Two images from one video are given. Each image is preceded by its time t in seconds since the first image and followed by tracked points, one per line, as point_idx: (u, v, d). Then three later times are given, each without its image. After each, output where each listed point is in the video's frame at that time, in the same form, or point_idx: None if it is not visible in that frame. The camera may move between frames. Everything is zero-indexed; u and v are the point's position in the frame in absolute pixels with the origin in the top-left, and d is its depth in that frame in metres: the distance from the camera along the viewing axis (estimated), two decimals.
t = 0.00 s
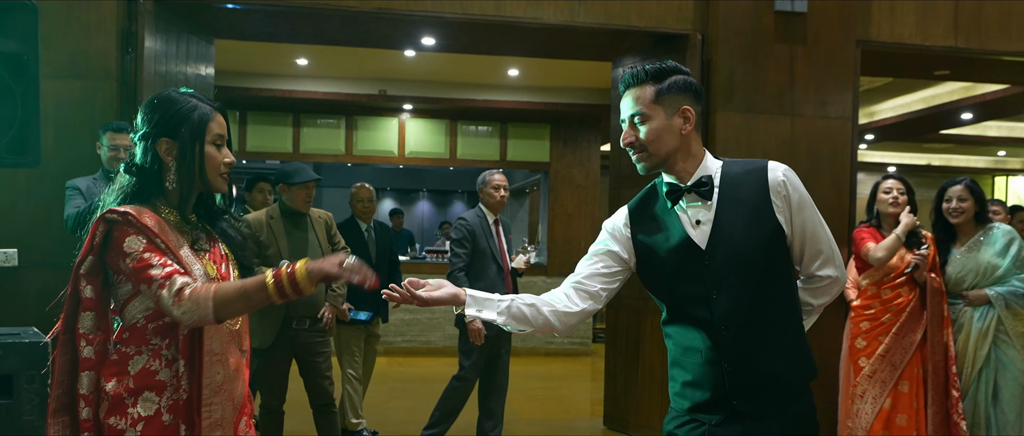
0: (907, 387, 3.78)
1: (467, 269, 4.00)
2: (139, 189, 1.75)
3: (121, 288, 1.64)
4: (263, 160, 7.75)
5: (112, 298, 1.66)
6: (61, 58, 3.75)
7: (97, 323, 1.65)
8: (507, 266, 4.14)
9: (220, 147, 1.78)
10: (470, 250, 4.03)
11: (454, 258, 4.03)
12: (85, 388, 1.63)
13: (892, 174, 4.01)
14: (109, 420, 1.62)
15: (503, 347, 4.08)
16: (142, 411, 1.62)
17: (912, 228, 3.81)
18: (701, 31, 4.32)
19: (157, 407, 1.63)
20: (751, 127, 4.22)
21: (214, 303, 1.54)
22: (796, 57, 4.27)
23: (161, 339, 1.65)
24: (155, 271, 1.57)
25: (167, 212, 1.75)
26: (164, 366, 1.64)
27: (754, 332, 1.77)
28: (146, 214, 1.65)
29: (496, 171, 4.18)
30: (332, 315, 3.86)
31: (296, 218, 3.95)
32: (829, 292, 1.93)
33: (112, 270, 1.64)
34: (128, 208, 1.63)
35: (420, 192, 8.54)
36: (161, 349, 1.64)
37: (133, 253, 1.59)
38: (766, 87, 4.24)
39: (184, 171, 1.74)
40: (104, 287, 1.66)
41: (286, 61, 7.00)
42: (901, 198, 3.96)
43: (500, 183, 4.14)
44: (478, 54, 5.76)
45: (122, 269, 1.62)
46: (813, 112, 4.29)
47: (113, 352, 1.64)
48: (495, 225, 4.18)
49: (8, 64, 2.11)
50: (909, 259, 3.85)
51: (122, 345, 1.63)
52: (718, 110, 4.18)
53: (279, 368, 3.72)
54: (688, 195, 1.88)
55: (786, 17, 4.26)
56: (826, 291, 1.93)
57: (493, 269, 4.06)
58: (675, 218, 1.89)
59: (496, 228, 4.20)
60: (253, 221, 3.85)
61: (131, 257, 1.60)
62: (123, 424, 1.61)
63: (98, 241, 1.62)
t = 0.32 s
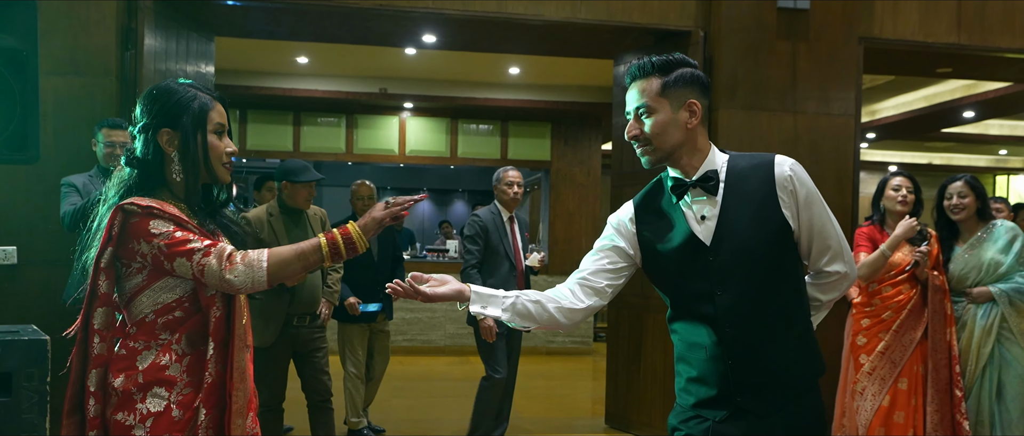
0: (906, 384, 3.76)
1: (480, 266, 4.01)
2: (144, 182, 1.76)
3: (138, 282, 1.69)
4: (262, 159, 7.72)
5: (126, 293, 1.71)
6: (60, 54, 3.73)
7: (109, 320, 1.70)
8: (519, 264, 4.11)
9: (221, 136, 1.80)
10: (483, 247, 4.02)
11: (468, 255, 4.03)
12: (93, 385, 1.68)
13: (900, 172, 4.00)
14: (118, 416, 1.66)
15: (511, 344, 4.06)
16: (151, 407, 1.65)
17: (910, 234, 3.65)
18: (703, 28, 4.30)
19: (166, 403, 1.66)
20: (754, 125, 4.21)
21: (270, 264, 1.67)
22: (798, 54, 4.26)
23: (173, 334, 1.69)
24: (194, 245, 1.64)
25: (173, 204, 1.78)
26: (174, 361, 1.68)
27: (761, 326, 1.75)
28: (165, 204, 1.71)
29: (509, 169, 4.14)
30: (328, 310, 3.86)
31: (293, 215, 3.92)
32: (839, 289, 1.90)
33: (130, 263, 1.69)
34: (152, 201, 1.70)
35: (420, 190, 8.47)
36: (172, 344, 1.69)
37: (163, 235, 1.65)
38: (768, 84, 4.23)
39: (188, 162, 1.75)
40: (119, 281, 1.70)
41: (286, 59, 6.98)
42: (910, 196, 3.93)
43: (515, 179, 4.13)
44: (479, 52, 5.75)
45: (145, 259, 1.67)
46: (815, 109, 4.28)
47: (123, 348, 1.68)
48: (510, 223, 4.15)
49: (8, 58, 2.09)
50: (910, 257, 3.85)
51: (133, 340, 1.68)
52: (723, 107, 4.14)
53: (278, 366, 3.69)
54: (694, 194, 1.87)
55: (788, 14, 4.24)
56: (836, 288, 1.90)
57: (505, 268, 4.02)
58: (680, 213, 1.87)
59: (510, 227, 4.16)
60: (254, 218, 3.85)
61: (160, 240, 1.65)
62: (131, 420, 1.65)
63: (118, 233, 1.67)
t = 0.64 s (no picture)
0: (910, 384, 3.75)
1: (491, 267, 3.98)
2: (145, 179, 1.75)
3: (146, 283, 1.67)
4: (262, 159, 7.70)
5: (134, 294, 1.68)
6: (59, 53, 3.71)
7: (117, 320, 1.67)
8: (532, 265, 4.09)
9: (222, 133, 1.79)
10: (494, 248, 4.00)
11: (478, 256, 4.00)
12: (100, 387, 1.65)
13: (907, 171, 3.98)
14: (121, 418, 1.65)
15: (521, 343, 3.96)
16: (155, 408, 1.64)
17: (910, 258, 3.64)
18: (705, 26, 4.29)
19: (170, 405, 1.65)
20: (757, 123, 4.19)
21: (294, 266, 1.70)
22: (801, 52, 4.24)
23: (180, 335, 1.68)
24: (215, 244, 1.65)
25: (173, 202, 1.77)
26: (179, 362, 1.66)
27: (770, 326, 1.73)
28: (179, 204, 1.70)
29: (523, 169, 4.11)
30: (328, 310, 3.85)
31: (293, 215, 3.90)
32: (849, 289, 1.88)
33: (140, 263, 1.68)
34: (169, 203, 1.68)
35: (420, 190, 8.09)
36: (176, 346, 1.67)
37: (181, 236, 1.64)
38: (771, 82, 4.21)
39: (188, 158, 1.75)
40: (128, 281, 1.68)
41: (286, 58, 6.96)
42: (916, 196, 3.93)
43: (528, 179, 4.09)
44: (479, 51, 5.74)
45: (158, 259, 1.66)
46: (818, 108, 4.26)
47: (126, 349, 1.66)
48: (523, 223, 4.11)
49: (6, 58, 2.07)
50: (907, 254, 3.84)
51: (136, 342, 1.66)
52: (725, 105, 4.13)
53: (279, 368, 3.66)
54: (704, 192, 1.83)
55: (791, 12, 4.22)
56: (847, 288, 1.87)
57: (516, 270, 4.00)
58: (688, 213, 1.85)
59: (524, 227, 4.12)
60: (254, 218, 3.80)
61: (177, 239, 1.64)
62: (135, 422, 1.64)
63: (130, 233, 1.65)
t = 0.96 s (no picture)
0: (913, 383, 3.73)
1: (500, 271, 3.95)
2: (144, 178, 1.74)
3: (144, 283, 1.67)
4: (260, 157, 7.67)
5: (132, 295, 1.67)
6: (55, 51, 3.69)
7: (112, 320, 1.65)
8: (544, 267, 4.04)
9: (221, 130, 1.79)
10: (503, 251, 3.96)
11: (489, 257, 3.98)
12: (94, 389, 1.61)
13: (910, 170, 3.96)
14: (113, 420, 1.63)
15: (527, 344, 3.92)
16: (148, 410, 1.63)
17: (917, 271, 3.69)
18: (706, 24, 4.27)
19: (163, 407, 1.63)
20: (759, 122, 4.18)
21: (299, 275, 1.72)
22: (802, 51, 4.23)
23: (177, 337, 1.67)
24: (219, 249, 1.66)
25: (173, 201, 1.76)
26: (173, 364, 1.65)
27: (781, 327, 1.69)
28: (182, 207, 1.71)
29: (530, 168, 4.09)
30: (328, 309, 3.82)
31: (293, 214, 3.88)
32: (859, 290, 1.87)
33: (139, 264, 1.67)
34: (172, 206, 1.68)
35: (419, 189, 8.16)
36: (171, 348, 1.66)
37: (184, 239, 1.65)
38: (771, 81, 4.20)
39: (187, 156, 1.74)
40: (126, 282, 1.67)
41: (285, 57, 6.95)
42: (919, 195, 3.91)
43: (535, 180, 4.07)
44: (478, 49, 5.72)
45: (158, 260, 1.66)
46: (819, 106, 4.25)
47: (120, 350, 1.64)
48: (532, 224, 4.09)
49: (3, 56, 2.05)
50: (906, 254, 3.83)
51: (131, 343, 1.64)
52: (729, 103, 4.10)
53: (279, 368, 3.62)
54: (711, 192, 1.82)
55: (791, 10, 4.22)
56: (857, 288, 1.86)
57: (527, 273, 3.94)
58: (696, 212, 1.82)
59: (533, 228, 4.10)
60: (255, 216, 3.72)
61: (180, 243, 1.64)
62: (127, 424, 1.62)
63: (130, 234, 1.64)
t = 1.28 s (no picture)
0: (914, 383, 3.72)
1: (509, 270, 3.91)
2: (141, 175, 1.72)
3: (138, 284, 1.63)
4: (255, 156, 7.63)
5: (126, 295, 1.64)
6: (49, 49, 3.65)
7: (105, 320, 1.61)
8: (553, 264, 4.02)
9: (219, 128, 1.78)
10: (511, 249, 3.92)
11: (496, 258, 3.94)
12: (85, 391, 1.58)
13: (910, 168, 3.92)
14: (103, 423, 1.59)
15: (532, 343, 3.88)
16: (139, 414, 1.60)
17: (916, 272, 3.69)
18: (703, 22, 4.25)
19: (156, 411, 1.60)
20: (758, 120, 4.16)
21: (299, 279, 1.70)
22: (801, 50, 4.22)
23: (172, 340, 1.64)
24: (218, 251, 1.64)
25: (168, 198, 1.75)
26: (166, 368, 1.62)
27: (794, 329, 1.66)
28: (181, 208, 1.68)
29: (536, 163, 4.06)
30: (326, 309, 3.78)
31: (294, 213, 3.84)
32: (872, 290, 1.85)
33: (133, 265, 1.63)
34: (170, 207, 1.65)
35: (414, 188, 8.30)
36: (165, 351, 1.63)
37: (183, 241, 1.61)
38: (769, 80, 4.18)
39: (183, 152, 1.73)
40: (119, 281, 1.63)
41: (279, 54, 6.90)
42: (918, 195, 3.89)
43: (540, 174, 4.05)
44: (473, 47, 5.68)
45: (154, 262, 1.62)
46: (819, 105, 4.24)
47: (112, 352, 1.61)
48: (539, 221, 4.05)
49: None
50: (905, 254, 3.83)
51: (123, 345, 1.61)
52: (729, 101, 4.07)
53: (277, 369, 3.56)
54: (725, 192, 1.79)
55: (790, 8, 4.20)
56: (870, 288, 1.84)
57: (537, 270, 3.93)
58: (708, 211, 1.80)
59: (541, 223, 4.07)
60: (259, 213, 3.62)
61: (178, 244, 1.61)
62: (118, 428, 1.59)
63: (126, 234, 1.60)
